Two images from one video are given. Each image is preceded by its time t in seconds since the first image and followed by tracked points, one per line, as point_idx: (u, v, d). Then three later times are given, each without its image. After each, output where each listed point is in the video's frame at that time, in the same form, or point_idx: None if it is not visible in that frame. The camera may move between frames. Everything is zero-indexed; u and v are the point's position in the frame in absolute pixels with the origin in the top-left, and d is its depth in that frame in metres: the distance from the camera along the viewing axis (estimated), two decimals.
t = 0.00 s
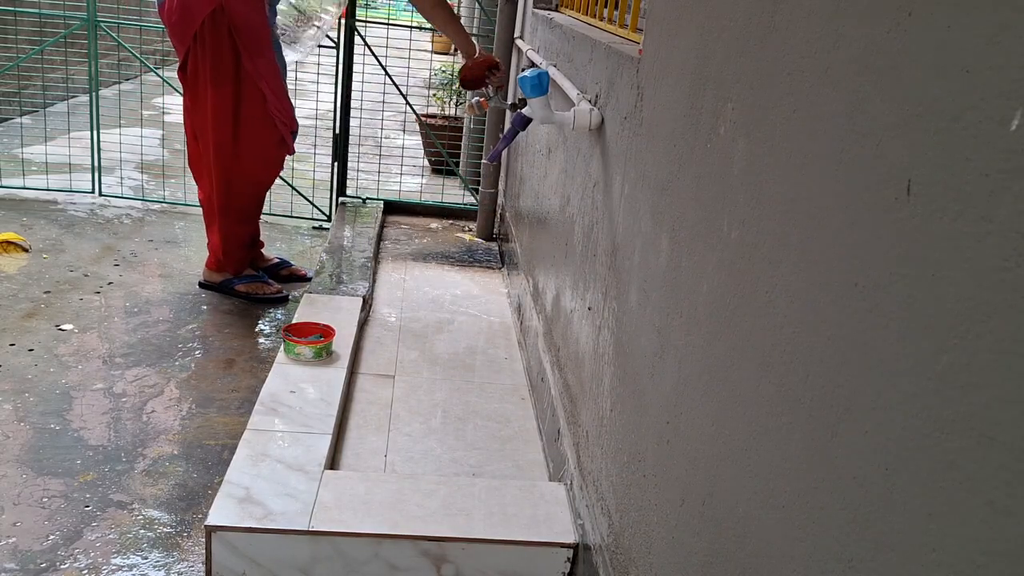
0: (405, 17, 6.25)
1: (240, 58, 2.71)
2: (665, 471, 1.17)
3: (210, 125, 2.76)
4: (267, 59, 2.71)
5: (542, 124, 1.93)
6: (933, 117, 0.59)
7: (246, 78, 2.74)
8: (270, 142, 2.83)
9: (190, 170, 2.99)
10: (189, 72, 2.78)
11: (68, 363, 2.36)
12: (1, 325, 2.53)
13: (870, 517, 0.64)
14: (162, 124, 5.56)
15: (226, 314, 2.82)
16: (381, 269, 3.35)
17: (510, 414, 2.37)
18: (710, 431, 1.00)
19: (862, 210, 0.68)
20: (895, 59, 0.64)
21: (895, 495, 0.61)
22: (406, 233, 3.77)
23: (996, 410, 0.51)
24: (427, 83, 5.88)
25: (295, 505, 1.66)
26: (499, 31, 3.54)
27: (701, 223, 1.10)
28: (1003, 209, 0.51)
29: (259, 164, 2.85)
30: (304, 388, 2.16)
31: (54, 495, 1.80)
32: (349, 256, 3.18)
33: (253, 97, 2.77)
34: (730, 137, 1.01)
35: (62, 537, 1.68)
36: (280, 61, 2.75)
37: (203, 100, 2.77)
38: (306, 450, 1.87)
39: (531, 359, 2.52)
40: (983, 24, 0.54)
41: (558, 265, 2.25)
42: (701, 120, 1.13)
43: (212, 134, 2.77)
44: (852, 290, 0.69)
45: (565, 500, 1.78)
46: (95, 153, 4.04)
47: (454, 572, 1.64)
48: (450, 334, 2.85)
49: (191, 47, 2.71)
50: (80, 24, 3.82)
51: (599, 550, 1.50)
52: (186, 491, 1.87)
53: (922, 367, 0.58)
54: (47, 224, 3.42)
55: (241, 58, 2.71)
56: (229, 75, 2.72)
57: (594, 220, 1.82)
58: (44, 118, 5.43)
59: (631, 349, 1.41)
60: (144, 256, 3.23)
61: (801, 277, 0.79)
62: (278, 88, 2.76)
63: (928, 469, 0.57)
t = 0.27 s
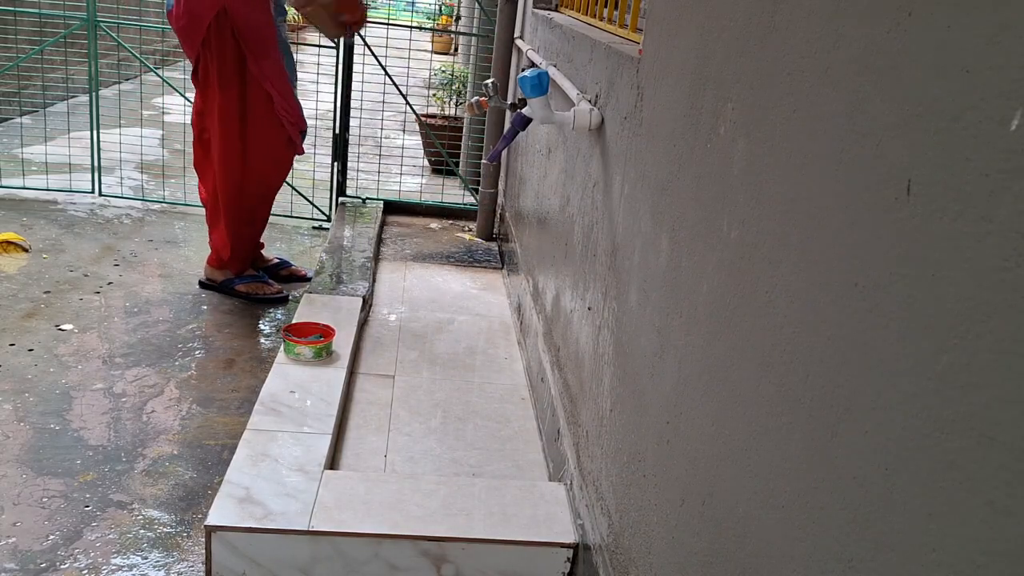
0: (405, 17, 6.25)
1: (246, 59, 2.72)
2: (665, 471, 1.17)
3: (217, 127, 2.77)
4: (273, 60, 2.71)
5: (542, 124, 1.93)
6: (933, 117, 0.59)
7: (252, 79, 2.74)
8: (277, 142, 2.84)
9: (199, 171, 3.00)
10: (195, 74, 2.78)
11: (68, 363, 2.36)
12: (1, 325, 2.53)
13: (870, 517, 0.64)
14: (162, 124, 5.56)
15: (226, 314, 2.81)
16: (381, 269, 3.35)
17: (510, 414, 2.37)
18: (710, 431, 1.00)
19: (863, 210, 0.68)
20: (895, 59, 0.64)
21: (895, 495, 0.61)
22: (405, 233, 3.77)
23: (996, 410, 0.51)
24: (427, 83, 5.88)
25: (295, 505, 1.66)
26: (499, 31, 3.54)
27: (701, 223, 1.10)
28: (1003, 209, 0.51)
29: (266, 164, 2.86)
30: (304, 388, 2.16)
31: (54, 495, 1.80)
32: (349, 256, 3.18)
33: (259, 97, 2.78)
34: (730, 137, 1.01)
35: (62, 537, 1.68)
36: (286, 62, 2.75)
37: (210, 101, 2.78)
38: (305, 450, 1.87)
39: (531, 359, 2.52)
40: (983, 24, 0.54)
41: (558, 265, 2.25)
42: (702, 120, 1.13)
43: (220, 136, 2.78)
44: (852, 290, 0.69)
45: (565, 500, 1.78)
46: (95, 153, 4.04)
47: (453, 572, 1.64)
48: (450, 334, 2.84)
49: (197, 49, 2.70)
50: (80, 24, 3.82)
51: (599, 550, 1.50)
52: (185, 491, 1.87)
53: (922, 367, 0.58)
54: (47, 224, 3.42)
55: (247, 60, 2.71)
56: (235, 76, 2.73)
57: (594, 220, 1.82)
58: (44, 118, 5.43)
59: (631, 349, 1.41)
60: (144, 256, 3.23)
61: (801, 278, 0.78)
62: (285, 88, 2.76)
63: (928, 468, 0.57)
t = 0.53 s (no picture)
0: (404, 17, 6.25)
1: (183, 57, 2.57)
2: (665, 471, 1.17)
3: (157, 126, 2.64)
4: (199, 50, 2.53)
5: (542, 124, 1.93)
6: (933, 117, 0.59)
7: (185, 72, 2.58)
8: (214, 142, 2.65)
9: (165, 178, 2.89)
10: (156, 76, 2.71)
11: (68, 363, 2.36)
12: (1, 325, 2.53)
13: (870, 516, 0.64)
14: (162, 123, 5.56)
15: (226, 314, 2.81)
16: (381, 269, 3.35)
17: (510, 414, 2.37)
18: (710, 431, 1.00)
19: (862, 210, 0.68)
20: (895, 59, 0.64)
21: (895, 495, 0.61)
22: (405, 233, 3.77)
23: (996, 410, 0.51)
24: (427, 83, 5.88)
25: (295, 505, 1.66)
26: (499, 31, 3.53)
27: (701, 223, 1.10)
28: (1003, 210, 0.51)
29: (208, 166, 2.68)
30: (304, 388, 2.16)
31: (54, 495, 1.80)
32: (349, 256, 3.18)
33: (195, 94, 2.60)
34: (729, 137, 1.01)
35: (62, 537, 1.68)
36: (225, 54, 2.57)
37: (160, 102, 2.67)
38: (306, 450, 1.87)
39: (531, 359, 2.52)
40: (983, 24, 0.54)
41: (558, 265, 2.25)
42: (702, 120, 1.13)
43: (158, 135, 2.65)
44: (852, 290, 0.69)
45: (565, 500, 1.78)
46: (95, 153, 4.04)
47: (454, 572, 1.64)
48: (450, 334, 2.85)
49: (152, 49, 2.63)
50: (80, 24, 3.82)
51: (599, 550, 1.50)
52: (185, 491, 1.87)
53: (922, 367, 0.58)
54: (47, 224, 3.42)
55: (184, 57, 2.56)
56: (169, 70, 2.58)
57: (594, 220, 1.82)
58: (44, 118, 5.43)
59: (631, 348, 1.41)
60: (144, 256, 3.23)
61: (801, 278, 0.78)
62: (216, 83, 2.58)
63: (929, 468, 0.57)
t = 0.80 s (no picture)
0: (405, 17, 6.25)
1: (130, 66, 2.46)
2: (665, 471, 1.17)
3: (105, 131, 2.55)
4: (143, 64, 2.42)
5: (542, 124, 1.93)
6: (933, 117, 0.59)
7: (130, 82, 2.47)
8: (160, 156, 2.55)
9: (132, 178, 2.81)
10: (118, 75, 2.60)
11: (68, 363, 2.36)
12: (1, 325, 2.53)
13: (870, 516, 0.64)
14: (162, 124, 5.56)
15: (226, 314, 2.81)
16: (381, 269, 3.34)
17: (510, 414, 2.37)
18: (710, 431, 1.00)
19: (863, 210, 0.68)
20: (895, 59, 0.64)
21: (895, 494, 0.61)
22: (406, 233, 3.77)
23: (996, 410, 0.51)
24: (427, 83, 5.88)
25: (294, 505, 1.66)
26: (499, 31, 3.53)
27: (701, 223, 1.10)
28: (1003, 210, 0.51)
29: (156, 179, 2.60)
30: (304, 388, 2.16)
31: (54, 495, 1.80)
32: (349, 256, 3.18)
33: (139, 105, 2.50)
34: (730, 137, 1.01)
35: (61, 537, 1.68)
36: (173, 63, 2.44)
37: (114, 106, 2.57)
38: (306, 450, 1.87)
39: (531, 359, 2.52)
40: (983, 24, 0.54)
41: (558, 265, 2.25)
42: (702, 120, 1.13)
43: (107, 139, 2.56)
44: (852, 289, 0.69)
45: (565, 500, 1.78)
46: (95, 153, 4.03)
47: (454, 572, 1.64)
48: (450, 334, 2.85)
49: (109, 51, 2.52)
50: (80, 24, 3.82)
51: (599, 550, 1.50)
52: (185, 491, 1.87)
53: (922, 367, 0.58)
54: (47, 224, 3.42)
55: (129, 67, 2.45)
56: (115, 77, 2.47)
57: (595, 220, 1.82)
58: (45, 118, 5.43)
59: (631, 349, 1.41)
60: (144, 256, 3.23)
61: (801, 278, 0.78)
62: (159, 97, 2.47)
63: (929, 468, 0.57)
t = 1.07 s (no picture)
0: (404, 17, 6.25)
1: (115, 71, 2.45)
2: (665, 471, 1.17)
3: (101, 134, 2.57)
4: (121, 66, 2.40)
5: (542, 124, 1.93)
6: (934, 117, 0.59)
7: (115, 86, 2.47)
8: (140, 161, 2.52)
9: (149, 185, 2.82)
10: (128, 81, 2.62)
11: (68, 363, 2.36)
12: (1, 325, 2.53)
13: (870, 516, 0.64)
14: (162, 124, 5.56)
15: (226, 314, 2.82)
16: (381, 269, 3.34)
17: (510, 414, 2.37)
18: (710, 431, 1.01)
19: (863, 210, 0.68)
20: (895, 59, 0.64)
21: (895, 494, 0.61)
22: (406, 233, 3.77)
23: (996, 409, 0.51)
24: (427, 83, 5.88)
25: (294, 505, 1.66)
26: (499, 31, 3.53)
27: (701, 223, 1.10)
28: (1004, 209, 0.51)
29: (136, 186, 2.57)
30: (305, 388, 2.16)
31: (54, 495, 1.80)
32: (349, 256, 3.18)
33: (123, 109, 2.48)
34: (730, 137, 1.01)
35: (61, 537, 1.68)
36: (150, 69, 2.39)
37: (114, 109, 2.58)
38: (305, 450, 1.87)
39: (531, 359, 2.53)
40: (983, 24, 0.54)
41: (558, 265, 2.25)
42: (702, 120, 1.13)
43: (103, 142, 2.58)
44: (852, 289, 0.69)
45: (565, 500, 1.78)
46: (95, 153, 4.03)
47: (453, 573, 1.64)
48: (450, 334, 2.85)
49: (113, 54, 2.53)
50: (80, 25, 3.82)
51: (599, 550, 1.50)
52: (184, 491, 1.87)
53: (922, 367, 0.58)
54: (47, 224, 3.42)
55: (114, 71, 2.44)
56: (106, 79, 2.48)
57: (595, 220, 1.82)
58: (45, 118, 5.43)
59: (631, 348, 1.41)
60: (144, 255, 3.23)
61: (802, 278, 0.79)
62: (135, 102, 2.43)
63: (929, 468, 0.57)
